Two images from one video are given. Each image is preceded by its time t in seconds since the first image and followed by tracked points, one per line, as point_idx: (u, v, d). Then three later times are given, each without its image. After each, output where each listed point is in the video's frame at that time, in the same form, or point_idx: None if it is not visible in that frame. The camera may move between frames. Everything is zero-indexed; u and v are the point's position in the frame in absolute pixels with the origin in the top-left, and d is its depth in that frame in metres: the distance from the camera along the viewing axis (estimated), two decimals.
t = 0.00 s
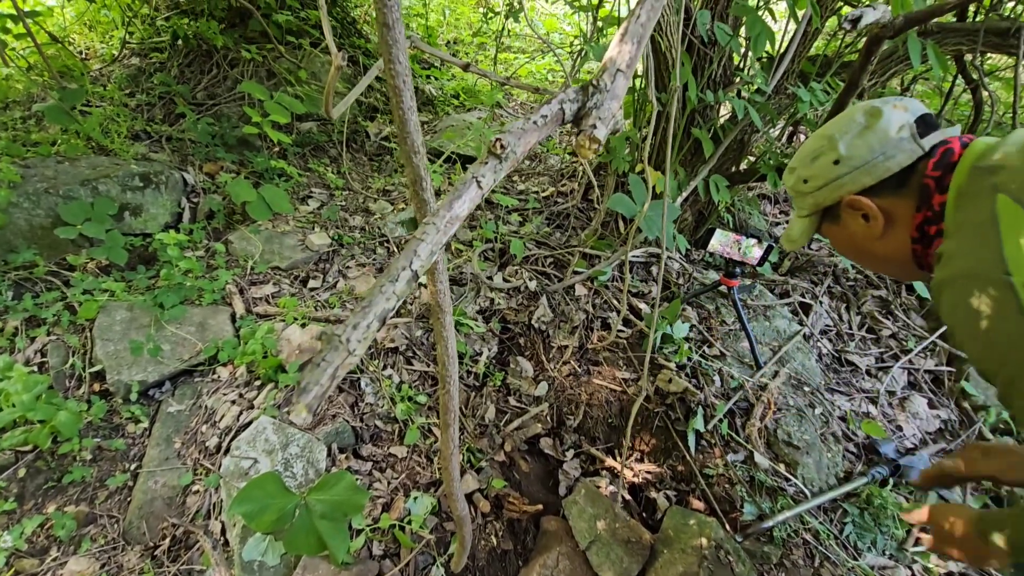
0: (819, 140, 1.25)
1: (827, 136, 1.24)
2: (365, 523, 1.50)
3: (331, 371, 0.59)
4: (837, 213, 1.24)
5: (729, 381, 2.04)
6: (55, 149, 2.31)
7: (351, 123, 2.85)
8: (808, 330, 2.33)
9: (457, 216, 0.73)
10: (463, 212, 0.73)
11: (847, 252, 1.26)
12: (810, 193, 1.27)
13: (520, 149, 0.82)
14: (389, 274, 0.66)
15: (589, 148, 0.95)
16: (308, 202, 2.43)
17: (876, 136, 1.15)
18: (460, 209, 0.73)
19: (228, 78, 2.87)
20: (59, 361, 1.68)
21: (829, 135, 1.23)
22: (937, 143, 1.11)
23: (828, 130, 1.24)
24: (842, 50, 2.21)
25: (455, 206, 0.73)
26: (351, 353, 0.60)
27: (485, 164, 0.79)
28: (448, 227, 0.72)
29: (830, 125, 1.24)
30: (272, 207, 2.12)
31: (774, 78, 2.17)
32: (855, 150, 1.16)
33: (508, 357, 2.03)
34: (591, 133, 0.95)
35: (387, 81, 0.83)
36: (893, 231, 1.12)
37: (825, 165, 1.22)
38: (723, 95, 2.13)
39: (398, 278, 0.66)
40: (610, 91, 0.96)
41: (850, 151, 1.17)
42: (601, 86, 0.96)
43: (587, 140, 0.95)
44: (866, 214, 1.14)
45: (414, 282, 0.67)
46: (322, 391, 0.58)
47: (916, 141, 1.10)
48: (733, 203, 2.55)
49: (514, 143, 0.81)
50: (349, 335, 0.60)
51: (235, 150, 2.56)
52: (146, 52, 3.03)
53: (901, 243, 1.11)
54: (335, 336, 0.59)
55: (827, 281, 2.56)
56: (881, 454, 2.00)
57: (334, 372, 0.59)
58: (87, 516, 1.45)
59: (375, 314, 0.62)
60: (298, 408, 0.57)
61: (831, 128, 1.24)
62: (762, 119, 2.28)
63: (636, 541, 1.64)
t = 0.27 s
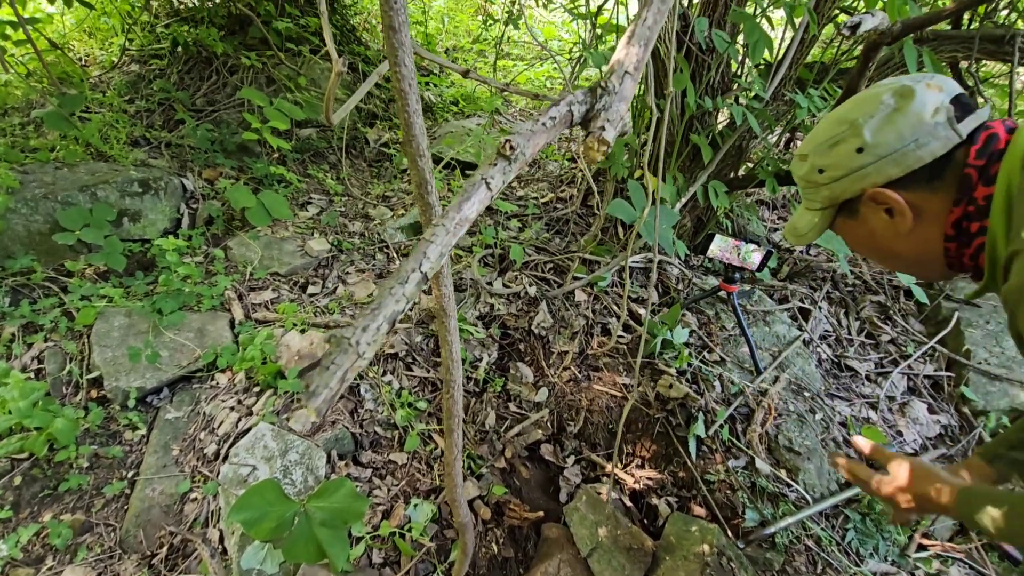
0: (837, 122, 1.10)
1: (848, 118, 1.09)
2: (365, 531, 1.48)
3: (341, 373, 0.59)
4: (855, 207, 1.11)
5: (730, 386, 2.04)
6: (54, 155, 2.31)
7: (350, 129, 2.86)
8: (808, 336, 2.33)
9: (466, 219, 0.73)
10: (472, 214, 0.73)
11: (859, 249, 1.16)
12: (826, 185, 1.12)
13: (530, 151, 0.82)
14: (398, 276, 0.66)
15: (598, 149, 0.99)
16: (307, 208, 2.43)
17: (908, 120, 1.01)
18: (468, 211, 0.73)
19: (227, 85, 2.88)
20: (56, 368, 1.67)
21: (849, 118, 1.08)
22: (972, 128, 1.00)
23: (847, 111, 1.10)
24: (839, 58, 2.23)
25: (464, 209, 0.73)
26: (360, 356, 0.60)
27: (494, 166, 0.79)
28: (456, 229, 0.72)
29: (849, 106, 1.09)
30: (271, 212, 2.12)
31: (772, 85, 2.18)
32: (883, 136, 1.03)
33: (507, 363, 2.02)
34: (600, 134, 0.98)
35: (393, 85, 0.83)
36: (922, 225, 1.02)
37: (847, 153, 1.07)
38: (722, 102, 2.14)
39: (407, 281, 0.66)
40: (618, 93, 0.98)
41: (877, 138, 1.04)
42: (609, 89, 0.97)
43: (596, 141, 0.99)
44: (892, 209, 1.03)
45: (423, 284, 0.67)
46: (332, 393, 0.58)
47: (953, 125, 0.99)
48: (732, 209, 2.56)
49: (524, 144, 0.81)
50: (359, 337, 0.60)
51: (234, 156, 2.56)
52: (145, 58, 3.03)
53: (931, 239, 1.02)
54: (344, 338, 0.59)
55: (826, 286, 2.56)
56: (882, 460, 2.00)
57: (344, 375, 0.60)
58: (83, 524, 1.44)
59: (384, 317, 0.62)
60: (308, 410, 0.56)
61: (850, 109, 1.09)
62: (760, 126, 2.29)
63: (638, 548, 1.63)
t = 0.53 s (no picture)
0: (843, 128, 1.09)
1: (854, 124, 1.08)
2: (367, 537, 1.47)
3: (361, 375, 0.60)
4: (863, 214, 1.12)
5: (732, 391, 2.04)
6: (56, 160, 2.31)
7: (351, 135, 2.87)
8: (809, 341, 2.33)
9: (484, 220, 0.74)
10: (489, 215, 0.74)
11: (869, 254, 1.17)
12: (832, 192, 1.13)
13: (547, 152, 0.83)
14: (416, 277, 0.66)
15: (614, 151, 0.97)
16: (308, 214, 2.43)
17: (918, 126, 1.00)
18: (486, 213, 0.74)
19: (229, 91, 2.89)
20: (57, 373, 1.66)
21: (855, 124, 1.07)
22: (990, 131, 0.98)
23: (853, 116, 1.08)
24: (838, 64, 2.25)
25: (481, 211, 0.73)
26: (380, 357, 0.60)
27: (511, 168, 0.79)
28: (475, 230, 0.72)
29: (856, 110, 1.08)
30: (273, 218, 2.12)
31: (771, 91, 2.20)
32: (892, 144, 1.02)
33: (509, 368, 2.02)
34: (615, 137, 0.97)
35: (405, 89, 0.84)
36: (936, 234, 1.02)
37: (853, 161, 1.07)
38: (722, 108, 2.15)
39: (426, 282, 0.66)
40: (632, 97, 0.99)
41: (886, 145, 1.03)
42: (625, 92, 0.99)
43: (612, 144, 0.98)
44: (902, 219, 1.03)
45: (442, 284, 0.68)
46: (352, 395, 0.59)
47: (967, 131, 0.97)
48: (732, 214, 2.57)
49: (541, 146, 0.82)
50: (380, 339, 0.60)
51: (236, 162, 2.57)
52: (147, 65, 3.04)
53: (946, 247, 1.02)
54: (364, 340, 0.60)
55: (826, 291, 2.57)
56: (885, 465, 2.00)
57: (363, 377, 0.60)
58: (83, 531, 1.42)
59: (404, 318, 0.63)
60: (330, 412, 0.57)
61: (857, 114, 1.08)
62: (760, 132, 2.30)
63: (642, 554, 1.62)
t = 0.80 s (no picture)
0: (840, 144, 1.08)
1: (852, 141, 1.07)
2: (371, 543, 1.47)
3: (384, 378, 0.61)
4: (861, 226, 1.13)
5: (735, 396, 2.04)
6: (59, 165, 2.31)
7: (354, 141, 2.88)
8: (811, 346, 2.34)
9: (504, 224, 0.74)
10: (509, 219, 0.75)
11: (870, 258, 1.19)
12: (830, 207, 1.13)
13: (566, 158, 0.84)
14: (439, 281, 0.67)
15: (630, 156, 1.00)
16: (311, 219, 2.44)
17: (913, 148, 0.99)
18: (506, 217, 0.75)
19: (232, 97, 2.90)
20: (60, 379, 1.66)
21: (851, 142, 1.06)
22: (990, 141, 0.98)
23: (850, 133, 1.07)
24: (838, 71, 2.26)
25: (502, 215, 0.74)
26: (404, 360, 0.61)
27: (531, 173, 0.81)
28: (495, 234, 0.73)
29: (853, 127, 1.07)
30: (276, 223, 2.12)
31: (772, 97, 2.21)
32: (887, 165, 1.01)
33: (512, 373, 2.02)
34: (632, 142, 0.99)
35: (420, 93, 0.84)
36: (933, 245, 1.04)
37: (848, 180, 1.07)
38: (723, 114, 2.16)
39: (448, 286, 0.67)
40: (648, 103, 1.01)
41: (881, 166, 1.02)
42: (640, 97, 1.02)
43: (629, 149, 1.00)
44: (900, 233, 1.05)
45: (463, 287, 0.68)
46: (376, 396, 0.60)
47: (964, 150, 0.96)
48: (733, 219, 2.58)
49: (560, 152, 0.83)
50: (403, 342, 0.61)
51: (239, 167, 2.57)
52: (150, 71, 3.05)
53: (945, 256, 1.04)
54: (388, 344, 0.61)
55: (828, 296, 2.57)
56: (888, 470, 2.00)
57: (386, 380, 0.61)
58: (86, 537, 1.42)
59: (427, 322, 0.63)
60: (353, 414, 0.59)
61: (854, 131, 1.07)
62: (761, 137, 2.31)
63: (646, 560, 1.61)
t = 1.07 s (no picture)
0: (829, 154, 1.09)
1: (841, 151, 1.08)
2: (367, 552, 1.45)
3: (366, 394, 0.60)
4: (849, 233, 1.13)
5: (733, 402, 2.03)
6: (58, 172, 2.32)
7: (352, 146, 2.89)
8: (809, 351, 2.33)
9: (489, 237, 0.74)
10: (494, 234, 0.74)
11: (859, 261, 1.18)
12: (819, 213, 1.14)
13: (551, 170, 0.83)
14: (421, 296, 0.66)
15: (617, 169, 0.96)
16: (309, 225, 2.44)
17: (898, 160, 0.99)
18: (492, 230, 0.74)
19: (230, 103, 2.91)
20: (55, 385, 1.66)
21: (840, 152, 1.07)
22: (976, 149, 0.96)
23: (839, 142, 1.08)
24: (834, 77, 2.27)
25: (486, 229, 0.73)
26: (385, 375, 0.61)
27: (516, 187, 0.80)
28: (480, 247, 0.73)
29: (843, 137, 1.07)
30: (274, 229, 2.13)
31: (770, 103, 2.22)
32: (872, 176, 1.02)
33: (510, 379, 2.01)
34: (619, 154, 0.95)
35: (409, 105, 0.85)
36: (919, 250, 1.03)
37: (836, 189, 1.08)
38: (721, 119, 2.17)
39: (430, 301, 0.66)
40: (636, 114, 0.97)
41: (867, 176, 1.02)
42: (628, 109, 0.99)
43: (615, 161, 0.96)
44: (884, 239, 1.05)
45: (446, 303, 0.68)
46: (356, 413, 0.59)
47: (946, 161, 0.95)
48: (731, 224, 2.58)
49: (545, 164, 0.82)
50: (384, 358, 0.61)
51: (237, 173, 2.58)
52: (150, 77, 3.07)
53: (930, 262, 1.03)
54: (370, 360, 0.60)
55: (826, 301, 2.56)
56: (888, 476, 1.99)
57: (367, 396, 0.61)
58: (80, 545, 1.41)
59: (408, 338, 0.63)
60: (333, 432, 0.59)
61: (843, 141, 1.07)
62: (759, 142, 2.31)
63: (644, 567, 1.60)
